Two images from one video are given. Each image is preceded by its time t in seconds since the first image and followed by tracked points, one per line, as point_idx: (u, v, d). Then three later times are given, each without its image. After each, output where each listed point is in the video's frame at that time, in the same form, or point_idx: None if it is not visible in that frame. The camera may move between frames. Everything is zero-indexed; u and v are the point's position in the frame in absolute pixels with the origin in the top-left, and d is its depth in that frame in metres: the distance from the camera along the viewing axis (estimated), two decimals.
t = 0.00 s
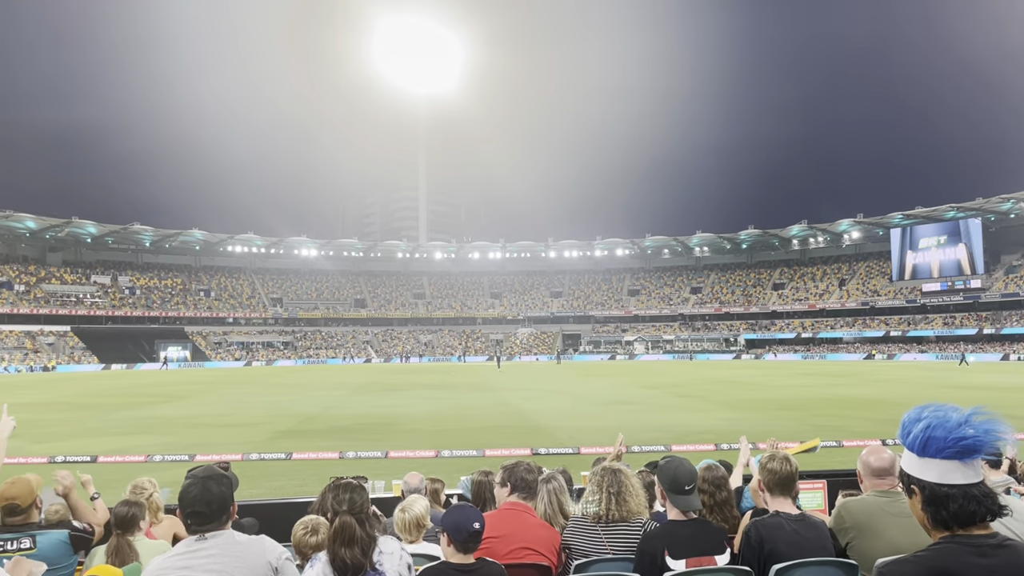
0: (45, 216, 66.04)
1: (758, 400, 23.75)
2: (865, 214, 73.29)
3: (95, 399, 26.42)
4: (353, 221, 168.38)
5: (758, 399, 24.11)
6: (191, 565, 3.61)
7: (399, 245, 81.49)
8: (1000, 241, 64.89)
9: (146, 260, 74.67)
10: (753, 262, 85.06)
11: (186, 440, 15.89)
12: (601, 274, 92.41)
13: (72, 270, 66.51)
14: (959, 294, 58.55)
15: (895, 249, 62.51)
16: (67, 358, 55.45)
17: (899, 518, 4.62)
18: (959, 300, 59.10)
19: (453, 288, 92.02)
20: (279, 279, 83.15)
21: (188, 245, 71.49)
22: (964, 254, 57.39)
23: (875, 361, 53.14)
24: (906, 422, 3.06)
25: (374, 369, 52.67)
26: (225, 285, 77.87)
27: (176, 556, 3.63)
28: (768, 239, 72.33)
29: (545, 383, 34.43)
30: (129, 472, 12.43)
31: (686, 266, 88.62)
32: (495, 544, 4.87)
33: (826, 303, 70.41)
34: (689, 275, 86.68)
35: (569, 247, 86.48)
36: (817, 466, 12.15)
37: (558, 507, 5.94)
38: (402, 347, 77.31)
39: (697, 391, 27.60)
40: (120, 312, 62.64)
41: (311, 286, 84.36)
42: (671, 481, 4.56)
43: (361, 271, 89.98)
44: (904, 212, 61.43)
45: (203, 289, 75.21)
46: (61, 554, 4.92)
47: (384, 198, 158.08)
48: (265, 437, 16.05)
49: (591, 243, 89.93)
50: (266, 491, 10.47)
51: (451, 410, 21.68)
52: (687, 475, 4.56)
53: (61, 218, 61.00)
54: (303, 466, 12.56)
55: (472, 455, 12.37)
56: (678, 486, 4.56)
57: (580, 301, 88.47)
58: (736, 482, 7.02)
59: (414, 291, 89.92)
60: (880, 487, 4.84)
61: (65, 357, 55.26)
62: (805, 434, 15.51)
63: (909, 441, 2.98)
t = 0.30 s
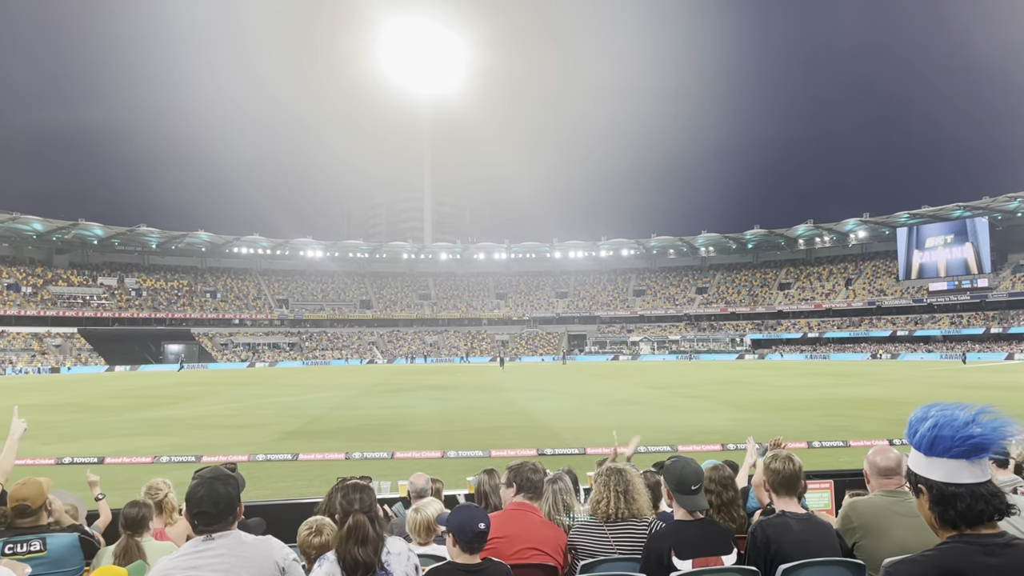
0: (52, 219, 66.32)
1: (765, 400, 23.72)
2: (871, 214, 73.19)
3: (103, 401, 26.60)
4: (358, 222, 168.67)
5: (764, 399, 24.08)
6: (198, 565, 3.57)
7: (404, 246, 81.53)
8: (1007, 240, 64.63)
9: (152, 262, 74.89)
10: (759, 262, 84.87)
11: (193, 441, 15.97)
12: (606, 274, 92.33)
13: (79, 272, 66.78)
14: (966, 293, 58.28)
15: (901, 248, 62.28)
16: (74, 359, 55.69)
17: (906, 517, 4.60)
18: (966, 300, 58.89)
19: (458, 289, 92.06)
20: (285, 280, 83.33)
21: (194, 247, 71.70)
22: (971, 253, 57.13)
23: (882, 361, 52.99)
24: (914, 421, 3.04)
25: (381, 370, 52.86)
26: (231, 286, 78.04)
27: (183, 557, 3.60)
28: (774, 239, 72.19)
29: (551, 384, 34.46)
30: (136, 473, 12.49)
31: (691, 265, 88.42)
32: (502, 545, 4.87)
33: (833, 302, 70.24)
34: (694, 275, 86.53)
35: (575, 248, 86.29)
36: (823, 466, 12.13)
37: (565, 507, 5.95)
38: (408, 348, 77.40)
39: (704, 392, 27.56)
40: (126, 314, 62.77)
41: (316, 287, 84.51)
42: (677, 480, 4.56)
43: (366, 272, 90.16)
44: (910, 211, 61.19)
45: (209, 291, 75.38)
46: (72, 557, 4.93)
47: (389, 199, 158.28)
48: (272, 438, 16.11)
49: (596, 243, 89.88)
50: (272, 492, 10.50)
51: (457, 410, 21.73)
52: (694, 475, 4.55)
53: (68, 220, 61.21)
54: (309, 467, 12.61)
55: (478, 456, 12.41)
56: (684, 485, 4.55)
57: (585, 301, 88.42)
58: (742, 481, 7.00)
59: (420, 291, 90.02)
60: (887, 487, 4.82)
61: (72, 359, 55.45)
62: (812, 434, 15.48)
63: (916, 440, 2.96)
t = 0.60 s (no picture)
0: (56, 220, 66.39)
1: (768, 400, 23.73)
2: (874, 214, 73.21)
3: (107, 402, 26.61)
4: (362, 223, 168.79)
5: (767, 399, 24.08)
6: (199, 566, 3.51)
7: (408, 246, 81.52)
8: (1011, 240, 64.62)
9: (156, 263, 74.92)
10: (763, 262, 84.81)
11: (196, 442, 15.99)
12: (610, 275, 92.31)
13: (83, 273, 66.90)
14: (970, 293, 58.54)
15: (905, 247, 62.27)
16: (79, 361, 55.80)
17: (910, 517, 4.60)
18: (970, 299, 58.98)
19: (461, 289, 92.07)
20: (288, 281, 83.37)
21: (198, 248, 71.80)
22: (975, 252, 57.08)
23: (886, 361, 52.98)
24: (918, 421, 3.03)
25: (384, 371, 52.92)
26: (234, 287, 78.06)
27: (185, 558, 3.54)
28: (778, 239, 72.22)
29: (554, 384, 34.48)
30: (139, 474, 12.51)
31: (695, 266, 88.39)
32: (505, 544, 4.87)
33: (836, 302, 70.21)
34: (697, 275, 86.49)
35: (578, 248, 86.27)
36: (827, 466, 12.13)
37: (569, 508, 5.93)
38: (412, 348, 77.44)
39: (708, 392, 27.57)
40: (130, 315, 62.97)
41: (320, 288, 84.55)
42: (681, 481, 4.53)
43: (370, 273, 90.25)
44: (914, 211, 61.05)
45: (213, 292, 75.39)
46: (72, 558, 4.95)
47: (392, 200, 158.36)
48: (275, 439, 16.13)
49: (599, 243, 89.85)
50: (275, 493, 10.51)
51: (461, 411, 21.74)
52: (697, 475, 4.53)
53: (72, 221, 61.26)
54: (313, 467, 12.64)
55: (481, 456, 12.43)
56: (687, 486, 4.54)
57: (589, 301, 88.38)
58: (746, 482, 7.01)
59: (423, 292, 90.03)
60: (891, 486, 4.82)
61: (76, 361, 55.52)
62: (815, 434, 15.50)
63: (919, 440, 2.96)
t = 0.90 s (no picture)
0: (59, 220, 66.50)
1: (770, 400, 23.69)
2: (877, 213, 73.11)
3: (110, 402, 26.64)
4: (364, 222, 168.88)
5: (769, 399, 24.06)
6: (201, 567, 3.50)
7: (409, 246, 81.54)
8: (1013, 239, 64.48)
9: (158, 263, 75.02)
10: (765, 261, 84.71)
11: (199, 442, 16.01)
12: (612, 274, 92.27)
13: (86, 274, 67.05)
14: (972, 292, 58.50)
15: (908, 246, 62.15)
16: (81, 361, 55.90)
17: (911, 517, 4.59)
18: (973, 298, 58.90)
19: (463, 289, 92.08)
20: (291, 281, 83.41)
21: (200, 248, 71.89)
22: (978, 252, 56.87)
23: (889, 360, 52.93)
24: (919, 422, 3.03)
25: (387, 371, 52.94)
26: (236, 287, 78.08)
27: (187, 559, 3.54)
28: (780, 238, 72.14)
29: (556, 384, 34.47)
30: (141, 475, 12.52)
31: (697, 265, 88.36)
32: (507, 544, 4.87)
33: (838, 301, 70.13)
34: (700, 275, 86.39)
35: (580, 248, 86.26)
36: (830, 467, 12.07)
37: (572, 507, 5.92)
38: (414, 348, 77.48)
39: (710, 391, 27.55)
40: (132, 315, 63.13)
41: (322, 288, 84.62)
42: (682, 481, 4.52)
43: (372, 272, 90.31)
44: (917, 210, 60.56)
45: (215, 292, 75.44)
46: (72, 558, 4.94)
47: (394, 200, 158.51)
48: (277, 439, 16.13)
49: (602, 243, 89.81)
50: (277, 493, 10.51)
51: (463, 411, 21.74)
52: (698, 475, 4.52)
53: (74, 221, 61.29)
54: (315, 467, 12.64)
55: (483, 456, 12.43)
56: (689, 486, 4.53)
57: (591, 301, 88.31)
58: (749, 481, 7.00)
59: (425, 292, 90.04)
60: (893, 486, 4.80)
61: (79, 360, 55.65)
62: (817, 434, 15.48)
63: (920, 441, 2.94)
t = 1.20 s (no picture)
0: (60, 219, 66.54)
1: (771, 399, 23.67)
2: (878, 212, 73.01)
3: (112, 401, 26.63)
4: (365, 221, 168.90)
5: (770, 398, 24.04)
6: (204, 565, 3.50)
7: (411, 245, 81.52)
8: (1015, 238, 64.38)
9: (160, 262, 75.06)
10: (766, 260, 84.64)
11: (200, 440, 16.02)
12: (613, 273, 92.22)
13: (87, 272, 67.14)
14: (974, 291, 58.33)
15: (909, 245, 62.05)
16: (82, 359, 55.90)
17: (913, 515, 4.59)
18: (974, 297, 58.76)
19: (464, 288, 92.10)
20: (292, 280, 83.43)
21: (201, 247, 71.91)
22: (980, 251, 56.74)
23: (890, 360, 52.87)
24: (919, 420, 3.03)
25: (388, 370, 52.91)
26: (238, 286, 78.13)
27: (188, 557, 3.54)
28: (781, 237, 72.09)
29: (557, 382, 34.45)
30: (143, 473, 12.53)
31: (698, 264, 88.34)
32: (508, 543, 4.87)
33: (840, 300, 70.04)
34: (701, 274, 86.33)
35: (581, 246, 86.28)
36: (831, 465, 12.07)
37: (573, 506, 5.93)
38: (415, 347, 77.51)
39: (711, 390, 27.52)
40: (134, 314, 63.29)
41: (323, 286, 84.70)
42: (683, 479, 4.51)
43: (374, 271, 90.34)
44: (918, 209, 60.63)
45: (216, 290, 75.42)
46: (73, 555, 4.95)
47: (396, 200, 158.50)
48: (278, 437, 16.14)
49: (603, 242, 89.73)
50: (278, 491, 10.52)
51: (464, 409, 21.73)
52: (699, 474, 4.51)
53: (75, 220, 61.29)
54: (316, 466, 12.64)
55: (483, 454, 12.43)
56: (690, 484, 4.52)
57: (592, 300, 88.26)
58: (751, 479, 6.99)
59: (426, 290, 90.04)
60: (895, 484, 4.80)
61: (80, 358, 55.72)
62: (819, 433, 15.45)
63: (921, 439, 2.94)
